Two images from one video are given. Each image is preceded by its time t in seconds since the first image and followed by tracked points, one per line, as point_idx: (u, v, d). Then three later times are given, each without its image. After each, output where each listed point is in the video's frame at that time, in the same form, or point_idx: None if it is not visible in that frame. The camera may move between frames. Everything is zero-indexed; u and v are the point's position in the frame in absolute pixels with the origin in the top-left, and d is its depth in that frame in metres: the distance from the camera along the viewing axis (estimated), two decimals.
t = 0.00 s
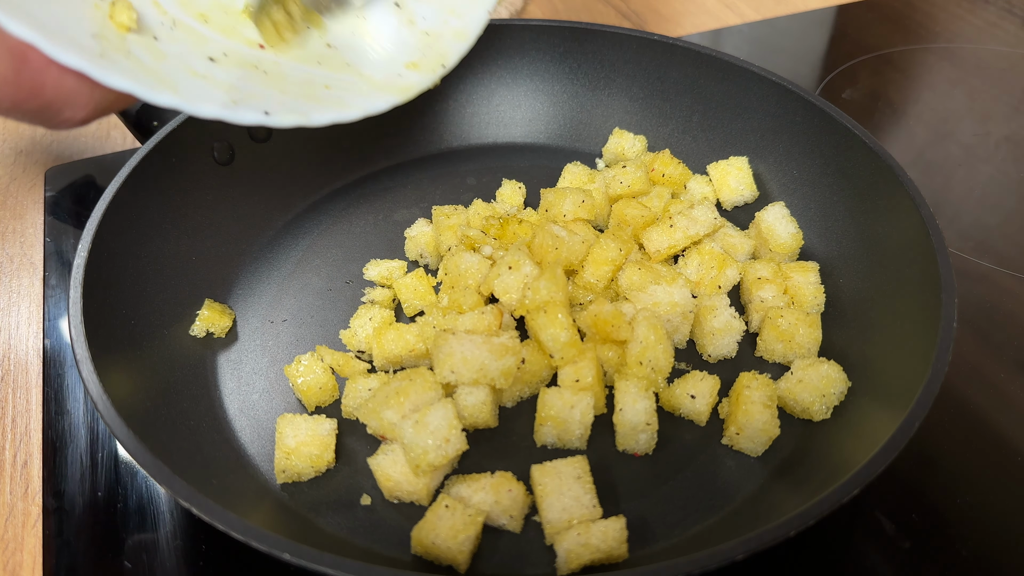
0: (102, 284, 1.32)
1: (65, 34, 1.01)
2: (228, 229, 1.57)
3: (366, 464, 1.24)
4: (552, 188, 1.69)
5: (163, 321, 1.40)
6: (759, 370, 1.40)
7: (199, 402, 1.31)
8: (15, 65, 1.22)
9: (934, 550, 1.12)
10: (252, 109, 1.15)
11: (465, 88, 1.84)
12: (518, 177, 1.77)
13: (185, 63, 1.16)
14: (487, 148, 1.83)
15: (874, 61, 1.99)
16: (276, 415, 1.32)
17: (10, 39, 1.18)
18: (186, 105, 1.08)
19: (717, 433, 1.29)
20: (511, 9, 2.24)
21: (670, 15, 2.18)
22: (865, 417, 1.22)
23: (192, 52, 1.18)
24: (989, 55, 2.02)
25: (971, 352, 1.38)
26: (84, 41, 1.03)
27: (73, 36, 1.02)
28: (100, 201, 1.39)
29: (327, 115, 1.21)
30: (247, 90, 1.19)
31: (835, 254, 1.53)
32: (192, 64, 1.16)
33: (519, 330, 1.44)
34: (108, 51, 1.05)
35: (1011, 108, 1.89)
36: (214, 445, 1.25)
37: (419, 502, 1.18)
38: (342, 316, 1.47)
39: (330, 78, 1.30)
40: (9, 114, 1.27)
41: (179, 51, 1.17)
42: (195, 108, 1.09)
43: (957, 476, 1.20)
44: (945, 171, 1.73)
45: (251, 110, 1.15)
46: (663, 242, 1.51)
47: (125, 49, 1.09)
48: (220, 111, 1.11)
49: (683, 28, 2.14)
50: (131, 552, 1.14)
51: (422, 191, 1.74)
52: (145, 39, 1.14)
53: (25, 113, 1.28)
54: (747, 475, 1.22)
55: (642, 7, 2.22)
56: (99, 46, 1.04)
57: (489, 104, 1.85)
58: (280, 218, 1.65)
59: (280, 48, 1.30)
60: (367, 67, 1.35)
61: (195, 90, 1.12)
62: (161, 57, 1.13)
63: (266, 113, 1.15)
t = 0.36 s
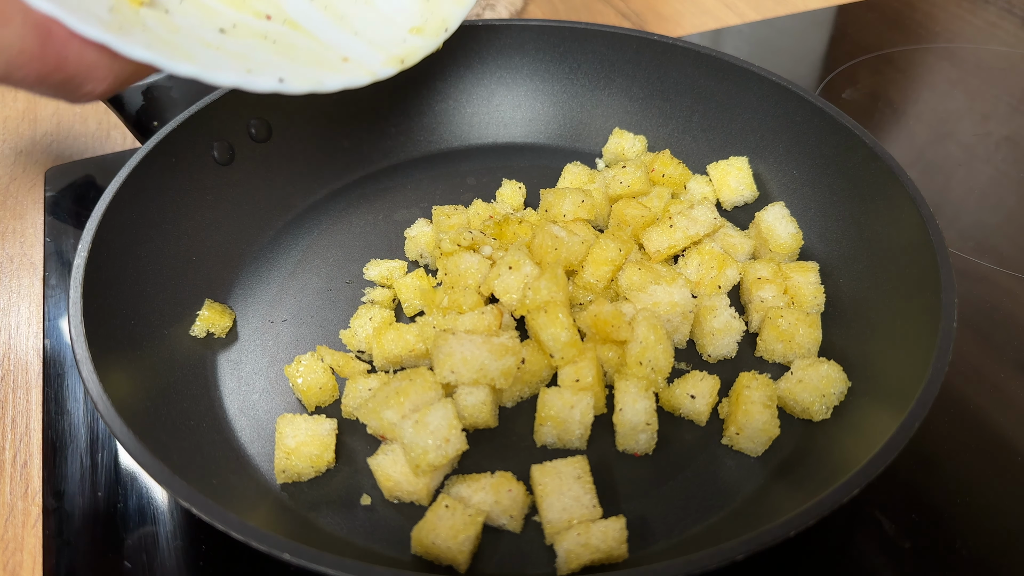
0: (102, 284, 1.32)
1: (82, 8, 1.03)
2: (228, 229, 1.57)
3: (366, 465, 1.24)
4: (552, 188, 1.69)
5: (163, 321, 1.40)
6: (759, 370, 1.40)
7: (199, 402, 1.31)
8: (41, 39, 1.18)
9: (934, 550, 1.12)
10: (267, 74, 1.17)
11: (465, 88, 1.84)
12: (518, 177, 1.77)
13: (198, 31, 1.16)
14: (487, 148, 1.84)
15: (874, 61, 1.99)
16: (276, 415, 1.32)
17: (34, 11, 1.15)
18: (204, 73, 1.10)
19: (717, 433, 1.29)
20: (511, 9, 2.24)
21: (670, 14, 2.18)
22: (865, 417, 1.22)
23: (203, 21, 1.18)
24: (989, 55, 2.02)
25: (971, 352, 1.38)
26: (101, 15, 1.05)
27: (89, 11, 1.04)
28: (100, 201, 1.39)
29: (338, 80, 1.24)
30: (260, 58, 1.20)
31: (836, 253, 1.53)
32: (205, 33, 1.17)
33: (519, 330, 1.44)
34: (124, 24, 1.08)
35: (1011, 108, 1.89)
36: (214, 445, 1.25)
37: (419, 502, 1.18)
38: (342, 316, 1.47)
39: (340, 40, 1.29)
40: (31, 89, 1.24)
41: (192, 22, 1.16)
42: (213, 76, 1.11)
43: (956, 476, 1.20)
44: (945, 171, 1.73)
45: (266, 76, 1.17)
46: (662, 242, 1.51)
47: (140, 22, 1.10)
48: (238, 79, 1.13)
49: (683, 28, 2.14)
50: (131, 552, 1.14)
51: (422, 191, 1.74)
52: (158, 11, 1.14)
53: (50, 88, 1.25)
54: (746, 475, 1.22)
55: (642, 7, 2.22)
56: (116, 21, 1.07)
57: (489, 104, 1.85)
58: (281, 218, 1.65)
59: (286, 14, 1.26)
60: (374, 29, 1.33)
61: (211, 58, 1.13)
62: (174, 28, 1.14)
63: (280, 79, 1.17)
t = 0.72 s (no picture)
0: (102, 284, 1.32)
1: (61, 21, 1.00)
2: (227, 229, 1.57)
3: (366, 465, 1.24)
4: (552, 188, 1.69)
5: (163, 321, 1.40)
6: (759, 370, 1.40)
7: (199, 402, 1.31)
8: (24, 57, 1.18)
9: (933, 550, 1.12)
10: (261, 93, 1.13)
11: (465, 88, 1.84)
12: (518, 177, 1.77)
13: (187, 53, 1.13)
14: (487, 148, 1.84)
15: (874, 61, 1.99)
16: (276, 415, 1.32)
17: (15, 29, 1.14)
18: (192, 90, 1.06)
19: (717, 433, 1.29)
20: (511, 8, 2.24)
21: (670, 14, 2.18)
22: (865, 417, 1.22)
23: (192, 42, 1.15)
24: (990, 55, 2.02)
25: (971, 352, 1.38)
26: (85, 31, 1.02)
27: (75, 26, 1.01)
28: (100, 201, 1.39)
29: (331, 98, 1.19)
30: (252, 77, 1.16)
31: (836, 253, 1.53)
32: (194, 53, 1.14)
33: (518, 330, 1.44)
34: (106, 41, 1.03)
35: (1011, 108, 1.89)
36: (214, 445, 1.25)
37: (419, 502, 1.18)
38: (342, 316, 1.47)
39: (332, 62, 1.26)
40: (15, 108, 1.24)
41: (180, 41, 1.14)
42: (201, 93, 1.06)
43: (956, 477, 1.20)
44: (945, 171, 1.73)
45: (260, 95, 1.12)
46: (662, 242, 1.51)
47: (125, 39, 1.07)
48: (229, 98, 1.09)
49: (683, 28, 2.14)
50: (131, 552, 1.14)
51: (421, 191, 1.74)
52: (144, 30, 1.12)
53: (34, 106, 1.24)
54: (745, 475, 1.22)
55: (642, 7, 2.22)
56: (98, 34, 1.04)
57: (489, 104, 1.85)
58: (281, 218, 1.65)
59: (277, 34, 1.26)
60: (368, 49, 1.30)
61: (204, 76, 1.11)
62: (162, 47, 1.11)
63: (274, 99, 1.13)
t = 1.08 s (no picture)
0: (102, 283, 1.32)
1: None
2: (228, 229, 1.58)
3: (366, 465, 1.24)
4: (552, 188, 1.69)
5: (163, 321, 1.40)
6: (759, 370, 1.40)
7: (199, 403, 1.31)
8: None
9: (934, 551, 1.12)
10: (246, 13, 1.15)
11: (465, 88, 1.84)
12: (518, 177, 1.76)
13: None
14: (487, 148, 1.84)
15: (874, 61, 1.99)
16: (276, 415, 1.32)
17: None
18: (185, 14, 1.05)
19: (717, 433, 1.29)
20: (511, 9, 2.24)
21: (670, 15, 2.18)
22: (865, 417, 1.22)
23: None
24: (990, 56, 2.02)
25: (971, 352, 1.38)
26: None
27: None
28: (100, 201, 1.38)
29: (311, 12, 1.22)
30: None
31: (836, 253, 1.53)
32: None
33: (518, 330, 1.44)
34: None
35: (1011, 108, 1.88)
36: (214, 445, 1.25)
37: (419, 502, 1.18)
38: (342, 316, 1.47)
39: None
40: (15, 43, 1.34)
41: None
42: (195, 17, 1.06)
43: (956, 477, 1.20)
44: (945, 171, 1.73)
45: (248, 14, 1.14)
46: (662, 242, 1.51)
47: None
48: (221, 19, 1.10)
49: (683, 28, 2.14)
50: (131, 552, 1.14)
51: (421, 190, 1.74)
52: None
53: (32, 40, 1.34)
54: (745, 475, 1.22)
55: (642, 7, 2.22)
56: None
57: (489, 104, 1.85)
58: (280, 217, 1.65)
59: None
60: None
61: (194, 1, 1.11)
62: None
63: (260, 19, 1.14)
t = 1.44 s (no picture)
0: (102, 283, 1.32)
1: None
2: (228, 230, 1.58)
3: (366, 464, 1.24)
4: (552, 188, 1.69)
5: (163, 321, 1.40)
6: (759, 370, 1.40)
7: (198, 403, 1.31)
8: None
9: (934, 551, 1.12)
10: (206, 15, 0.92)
11: (465, 88, 1.84)
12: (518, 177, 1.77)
13: None
14: (487, 148, 1.84)
15: (874, 61, 1.99)
16: (276, 414, 1.32)
17: None
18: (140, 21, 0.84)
19: (717, 434, 1.29)
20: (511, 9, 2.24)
21: (670, 15, 2.18)
22: (864, 417, 1.22)
23: None
24: (990, 55, 2.02)
25: (971, 352, 1.38)
26: None
27: None
28: (100, 201, 1.38)
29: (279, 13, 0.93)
30: None
31: (836, 254, 1.52)
32: None
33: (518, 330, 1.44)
34: None
35: (1011, 108, 1.88)
36: (213, 445, 1.25)
37: (419, 502, 1.18)
38: (342, 316, 1.47)
39: None
40: None
41: None
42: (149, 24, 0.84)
43: (956, 477, 1.20)
44: (945, 171, 1.73)
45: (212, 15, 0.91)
46: (662, 242, 1.51)
47: None
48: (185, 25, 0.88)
49: (683, 28, 2.14)
50: (131, 552, 1.13)
51: (421, 190, 1.74)
52: None
53: None
54: (745, 475, 1.22)
55: (642, 7, 2.22)
56: None
57: (489, 104, 1.85)
58: (281, 217, 1.65)
59: None
60: None
61: None
62: None
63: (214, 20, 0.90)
